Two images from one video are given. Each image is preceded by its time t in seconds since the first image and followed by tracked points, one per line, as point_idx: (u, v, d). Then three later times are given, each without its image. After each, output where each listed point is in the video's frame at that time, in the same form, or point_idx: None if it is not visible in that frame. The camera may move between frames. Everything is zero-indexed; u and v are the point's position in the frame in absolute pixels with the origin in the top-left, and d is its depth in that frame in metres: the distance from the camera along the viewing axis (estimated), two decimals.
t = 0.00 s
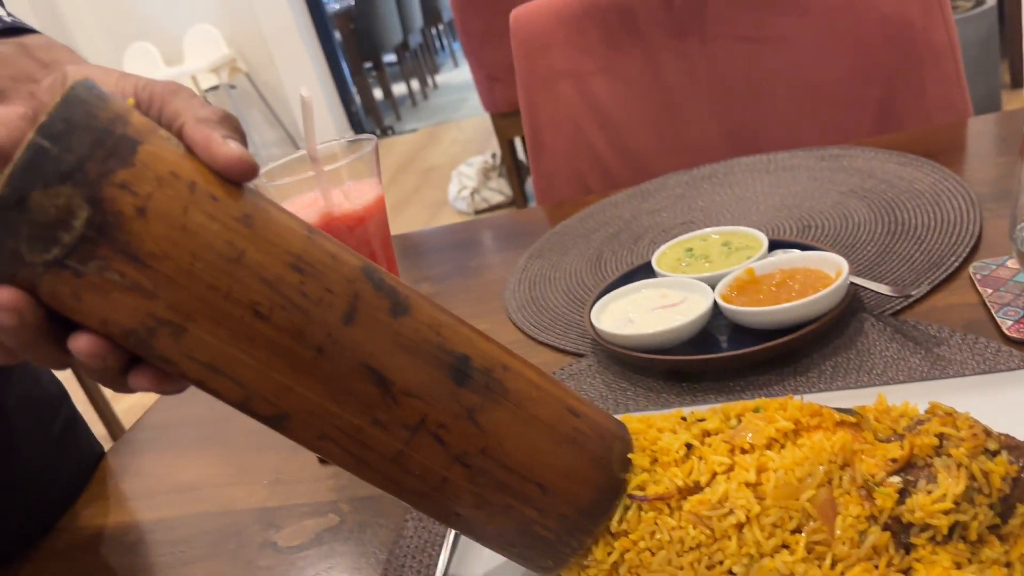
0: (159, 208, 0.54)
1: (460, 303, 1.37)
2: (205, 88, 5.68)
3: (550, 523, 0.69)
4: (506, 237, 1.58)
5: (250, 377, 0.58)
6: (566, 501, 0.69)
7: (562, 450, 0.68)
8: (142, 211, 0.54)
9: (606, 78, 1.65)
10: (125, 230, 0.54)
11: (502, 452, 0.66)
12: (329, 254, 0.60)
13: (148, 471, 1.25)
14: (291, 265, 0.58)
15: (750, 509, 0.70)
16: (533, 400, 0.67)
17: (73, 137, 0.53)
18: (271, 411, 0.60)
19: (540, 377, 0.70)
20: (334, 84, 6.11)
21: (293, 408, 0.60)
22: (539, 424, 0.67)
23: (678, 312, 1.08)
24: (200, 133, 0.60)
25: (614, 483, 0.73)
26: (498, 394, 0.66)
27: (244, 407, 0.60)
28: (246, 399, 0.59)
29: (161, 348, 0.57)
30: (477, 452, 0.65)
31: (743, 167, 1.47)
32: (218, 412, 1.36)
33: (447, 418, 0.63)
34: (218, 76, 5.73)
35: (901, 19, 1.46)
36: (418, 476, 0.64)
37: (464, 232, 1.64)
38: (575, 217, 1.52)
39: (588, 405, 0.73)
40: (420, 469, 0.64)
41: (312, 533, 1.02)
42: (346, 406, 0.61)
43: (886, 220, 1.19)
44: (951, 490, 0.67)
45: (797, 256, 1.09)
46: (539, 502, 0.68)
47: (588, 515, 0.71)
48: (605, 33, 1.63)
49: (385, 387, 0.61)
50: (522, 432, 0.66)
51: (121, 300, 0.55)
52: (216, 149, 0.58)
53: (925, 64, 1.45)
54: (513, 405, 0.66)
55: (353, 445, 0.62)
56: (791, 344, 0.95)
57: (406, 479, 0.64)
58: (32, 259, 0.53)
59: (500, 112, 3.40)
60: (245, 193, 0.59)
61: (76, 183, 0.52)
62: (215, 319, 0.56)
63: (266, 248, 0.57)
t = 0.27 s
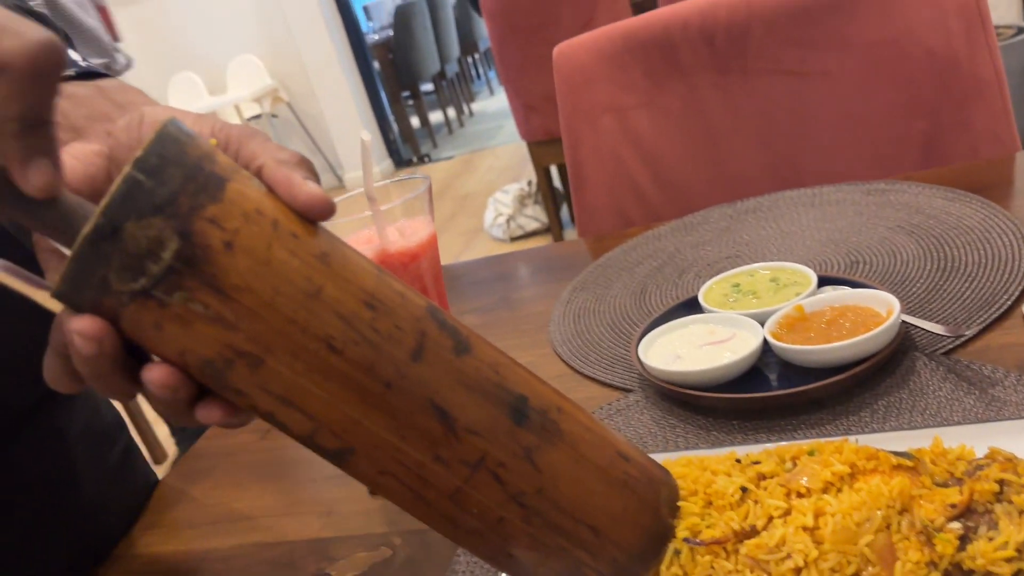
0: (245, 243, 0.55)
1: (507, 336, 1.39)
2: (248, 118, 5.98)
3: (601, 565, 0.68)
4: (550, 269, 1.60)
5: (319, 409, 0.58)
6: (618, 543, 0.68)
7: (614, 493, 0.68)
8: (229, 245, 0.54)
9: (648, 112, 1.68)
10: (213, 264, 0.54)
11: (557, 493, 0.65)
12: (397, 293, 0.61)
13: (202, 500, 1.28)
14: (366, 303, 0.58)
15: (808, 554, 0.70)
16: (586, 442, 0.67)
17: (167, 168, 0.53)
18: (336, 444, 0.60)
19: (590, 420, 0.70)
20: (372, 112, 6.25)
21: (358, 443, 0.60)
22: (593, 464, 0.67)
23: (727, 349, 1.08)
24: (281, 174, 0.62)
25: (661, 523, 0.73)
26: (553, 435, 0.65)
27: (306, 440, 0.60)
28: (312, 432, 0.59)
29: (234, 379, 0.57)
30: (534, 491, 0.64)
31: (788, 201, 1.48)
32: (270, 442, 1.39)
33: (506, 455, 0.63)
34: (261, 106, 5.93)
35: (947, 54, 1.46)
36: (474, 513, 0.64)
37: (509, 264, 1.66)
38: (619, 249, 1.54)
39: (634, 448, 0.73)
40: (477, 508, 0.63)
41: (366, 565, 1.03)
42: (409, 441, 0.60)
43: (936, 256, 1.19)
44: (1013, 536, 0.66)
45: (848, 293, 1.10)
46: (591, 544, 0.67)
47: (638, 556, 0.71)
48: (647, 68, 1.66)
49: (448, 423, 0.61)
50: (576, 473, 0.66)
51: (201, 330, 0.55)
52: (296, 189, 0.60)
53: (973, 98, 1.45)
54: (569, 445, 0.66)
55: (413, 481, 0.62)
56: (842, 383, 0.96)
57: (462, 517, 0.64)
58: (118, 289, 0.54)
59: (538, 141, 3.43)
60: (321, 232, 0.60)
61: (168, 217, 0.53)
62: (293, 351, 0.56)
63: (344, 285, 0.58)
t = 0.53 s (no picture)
0: (300, 284, 0.53)
1: (541, 360, 1.40)
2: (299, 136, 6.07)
3: None
4: (582, 293, 1.61)
5: (358, 447, 0.56)
6: None
7: (646, 537, 0.64)
8: (285, 287, 0.53)
9: (680, 138, 1.69)
10: (271, 307, 0.52)
11: (591, 537, 0.62)
12: (438, 333, 0.59)
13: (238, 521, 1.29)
14: (410, 343, 0.57)
15: None
16: (620, 485, 0.64)
17: (231, 214, 0.52)
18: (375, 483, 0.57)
19: (621, 462, 0.66)
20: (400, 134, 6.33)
21: (396, 480, 0.57)
22: (626, 507, 0.64)
23: (765, 376, 1.09)
24: (330, 221, 0.61)
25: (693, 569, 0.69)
26: (587, 476, 0.62)
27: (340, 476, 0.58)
28: (351, 471, 0.57)
29: (277, 417, 0.55)
30: (567, 533, 0.61)
31: (823, 227, 1.48)
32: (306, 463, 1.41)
33: (542, 497, 0.60)
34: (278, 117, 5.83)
35: (982, 81, 1.47)
36: (509, 555, 0.61)
37: (541, 287, 1.67)
38: (653, 273, 1.55)
39: (661, 491, 0.69)
40: (512, 548, 0.61)
41: None
42: (448, 480, 0.58)
43: (974, 284, 1.19)
44: None
45: (886, 321, 1.10)
46: None
47: None
48: (680, 94, 1.68)
49: (487, 464, 0.59)
50: (609, 517, 0.63)
51: (255, 370, 0.53)
52: (348, 235, 0.59)
53: (1009, 125, 1.46)
54: (603, 487, 0.63)
55: (451, 519, 0.59)
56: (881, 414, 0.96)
57: (498, 559, 0.61)
58: (178, 329, 0.52)
59: (564, 164, 3.47)
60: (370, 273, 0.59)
61: (230, 260, 0.51)
62: (338, 389, 0.54)
63: (389, 325, 0.56)
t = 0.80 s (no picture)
0: (366, 249, 0.55)
1: (564, 377, 1.41)
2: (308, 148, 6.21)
3: None
4: (604, 311, 1.63)
5: (407, 420, 0.57)
6: None
7: (667, 535, 0.66)
8: (353, 250, 0.55)
9: (702, 158, 1.71)
10: (338, 265, 0.54)
11: (620, 530, 0.63)
12: (481, 318, 0.62)
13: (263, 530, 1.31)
14: (461, 321, 0.59)
15: None
16: (644, 481, 0.66)
17: (307, 173, 0.54)
18: (416, 458, 0.58)
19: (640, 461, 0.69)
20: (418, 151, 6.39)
21: (439, 459, 0.58)
22: (653, 504, 0.66)
23: (789, 396, 1.10)
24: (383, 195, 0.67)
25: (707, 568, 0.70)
26: (619, 467, 0.64)
27: (378, 453, 0.58)
28: (396, 444, 0.57)
29: (332, 382, 0.55)
30: (601, 524, 0.62)
31: (845, 248, 1.49)
32: (330, 476, 1.42)
33: (578, 484, 0.62)
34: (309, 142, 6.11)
35: (1006, 103, 1.48)
36: (543, 541, 0.61)
37: (562, 305, 1.69)
38: (674, 292, 1.57)
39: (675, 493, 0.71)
40: (546, 536, 0.61)
41: None
42: (493, 459, 0.59)
43: (997, 306, 1.19)
44: None
45: (910, 343, 1.11)
46: None
47: None
48: (702, 115, 1.70)
49: (531, 443, 0.60)
50: (637, 510, 0.64)
51: (319, 329, 0.54)
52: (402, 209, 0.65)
53: None
54: (631, 481, 0.65)
55: (489, 500, 0.59)
56: (904, 435, 0.97)
57: (531, 545, 0.61)
58: (247, 279, 0.52)
59: (583, 182, 3.49)
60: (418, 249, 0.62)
61: (306, 215, 0.53)
62: (395, 357, 0.56)
63: (444, 300, 0.59)
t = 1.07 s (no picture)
0: (397, 215, 0.60)
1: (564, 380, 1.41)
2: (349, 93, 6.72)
3: None
4: (606, 316, 1.63)
5: (444, 389, 0.60)
6: (701, 557, 0.69)
7: (698, 507, 0.69)
8: (384, 213, 0.59)
9: (706, 166, 1.72)
10: (367, 226, 0.58)
11: (651, 499, 0.67)
12: (512, 292, 0.65)
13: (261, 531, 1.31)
14: (492, 290, 0.63)
15: None
16: (670, 453, 0.70)
17: (337, 135, 0.58)
18: (452, 428, 0.61)
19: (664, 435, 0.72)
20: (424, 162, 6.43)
21: (474, 427, 0.61)
22: (681, 477, 0.69)
23: (790, 402, 1.09)
24: (411, 171, 0.76)
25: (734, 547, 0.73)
26: (647, 440, 0.68)
27: (418, 425, 0.61)
28: (431, 412, 0.61)
29: (365, 347, 0.59)
30: (632, 495, 0.66)
31: (848, 254, 1.49)
32: (329, 476, 1.42)
33: (608, 455, 0.65)
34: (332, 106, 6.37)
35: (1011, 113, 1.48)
36: (574, 513, 0.64)
37: (564, 310, 1.69)
38: (675, 299, 1.56)
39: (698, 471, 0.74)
40: (577, 506, 0.64)
41: None
42: (524, 429, 0.62)
43: (1002, 312, 1.18)
44: None
45: (913, 348, 1.10)
46: (679, 556, 0.68)
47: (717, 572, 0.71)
48: (706, 123, 1.70)
49: (559, 413, 0.63)
50: (666, 481, 0.68)
51: (349, 292, 0.58)
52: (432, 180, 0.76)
53: None
54: (659, 453, 0.69)
55: (520, 470, 0.63)
56: (907, 439, 0.96)
57: (561, 516, 0.64)
58: (279, 238, 0.57)
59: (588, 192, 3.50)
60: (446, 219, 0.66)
61: (337, 176, 0.57)
62: (427, 323, 0.59)
63: (475, 270, 0.63)
